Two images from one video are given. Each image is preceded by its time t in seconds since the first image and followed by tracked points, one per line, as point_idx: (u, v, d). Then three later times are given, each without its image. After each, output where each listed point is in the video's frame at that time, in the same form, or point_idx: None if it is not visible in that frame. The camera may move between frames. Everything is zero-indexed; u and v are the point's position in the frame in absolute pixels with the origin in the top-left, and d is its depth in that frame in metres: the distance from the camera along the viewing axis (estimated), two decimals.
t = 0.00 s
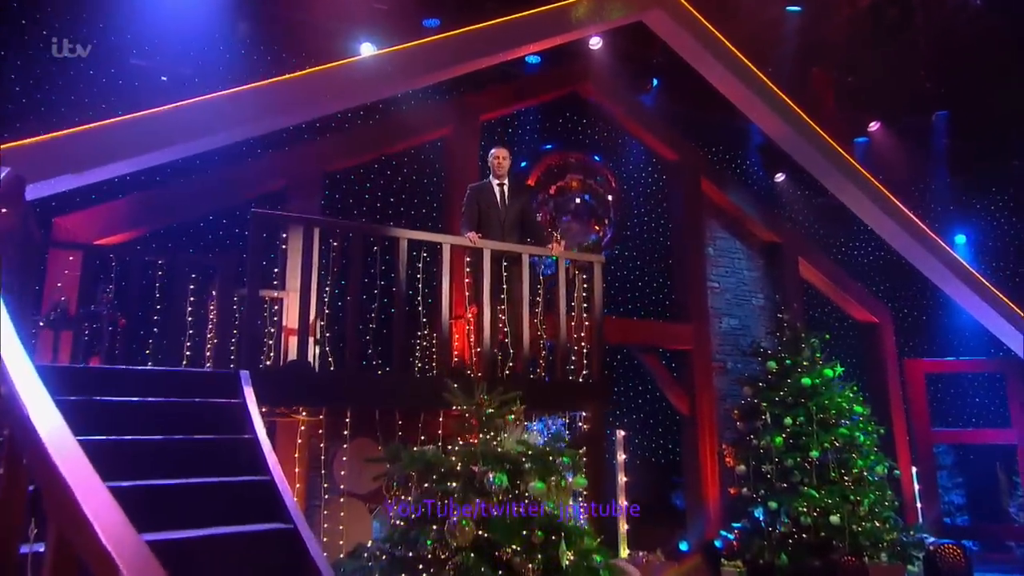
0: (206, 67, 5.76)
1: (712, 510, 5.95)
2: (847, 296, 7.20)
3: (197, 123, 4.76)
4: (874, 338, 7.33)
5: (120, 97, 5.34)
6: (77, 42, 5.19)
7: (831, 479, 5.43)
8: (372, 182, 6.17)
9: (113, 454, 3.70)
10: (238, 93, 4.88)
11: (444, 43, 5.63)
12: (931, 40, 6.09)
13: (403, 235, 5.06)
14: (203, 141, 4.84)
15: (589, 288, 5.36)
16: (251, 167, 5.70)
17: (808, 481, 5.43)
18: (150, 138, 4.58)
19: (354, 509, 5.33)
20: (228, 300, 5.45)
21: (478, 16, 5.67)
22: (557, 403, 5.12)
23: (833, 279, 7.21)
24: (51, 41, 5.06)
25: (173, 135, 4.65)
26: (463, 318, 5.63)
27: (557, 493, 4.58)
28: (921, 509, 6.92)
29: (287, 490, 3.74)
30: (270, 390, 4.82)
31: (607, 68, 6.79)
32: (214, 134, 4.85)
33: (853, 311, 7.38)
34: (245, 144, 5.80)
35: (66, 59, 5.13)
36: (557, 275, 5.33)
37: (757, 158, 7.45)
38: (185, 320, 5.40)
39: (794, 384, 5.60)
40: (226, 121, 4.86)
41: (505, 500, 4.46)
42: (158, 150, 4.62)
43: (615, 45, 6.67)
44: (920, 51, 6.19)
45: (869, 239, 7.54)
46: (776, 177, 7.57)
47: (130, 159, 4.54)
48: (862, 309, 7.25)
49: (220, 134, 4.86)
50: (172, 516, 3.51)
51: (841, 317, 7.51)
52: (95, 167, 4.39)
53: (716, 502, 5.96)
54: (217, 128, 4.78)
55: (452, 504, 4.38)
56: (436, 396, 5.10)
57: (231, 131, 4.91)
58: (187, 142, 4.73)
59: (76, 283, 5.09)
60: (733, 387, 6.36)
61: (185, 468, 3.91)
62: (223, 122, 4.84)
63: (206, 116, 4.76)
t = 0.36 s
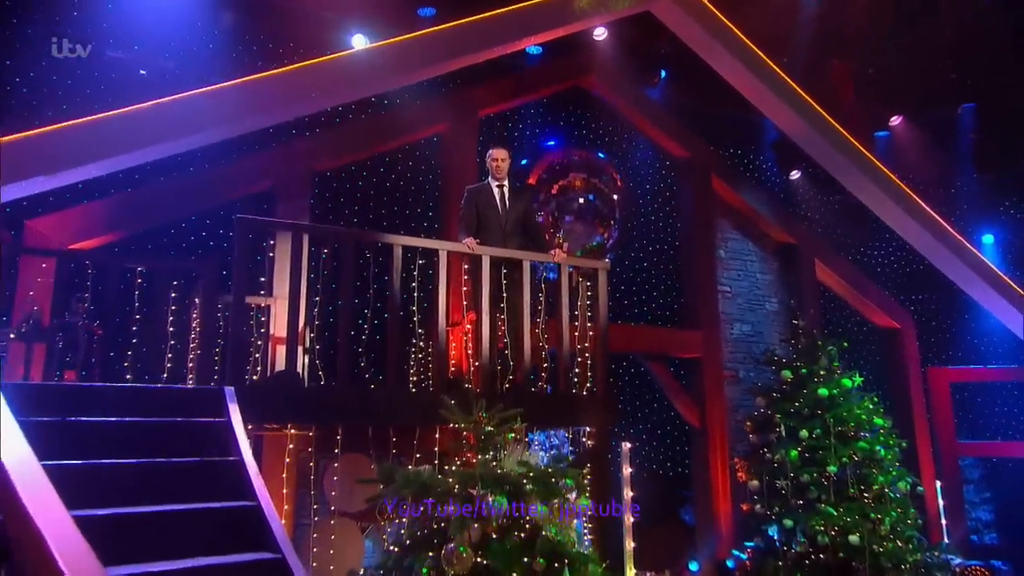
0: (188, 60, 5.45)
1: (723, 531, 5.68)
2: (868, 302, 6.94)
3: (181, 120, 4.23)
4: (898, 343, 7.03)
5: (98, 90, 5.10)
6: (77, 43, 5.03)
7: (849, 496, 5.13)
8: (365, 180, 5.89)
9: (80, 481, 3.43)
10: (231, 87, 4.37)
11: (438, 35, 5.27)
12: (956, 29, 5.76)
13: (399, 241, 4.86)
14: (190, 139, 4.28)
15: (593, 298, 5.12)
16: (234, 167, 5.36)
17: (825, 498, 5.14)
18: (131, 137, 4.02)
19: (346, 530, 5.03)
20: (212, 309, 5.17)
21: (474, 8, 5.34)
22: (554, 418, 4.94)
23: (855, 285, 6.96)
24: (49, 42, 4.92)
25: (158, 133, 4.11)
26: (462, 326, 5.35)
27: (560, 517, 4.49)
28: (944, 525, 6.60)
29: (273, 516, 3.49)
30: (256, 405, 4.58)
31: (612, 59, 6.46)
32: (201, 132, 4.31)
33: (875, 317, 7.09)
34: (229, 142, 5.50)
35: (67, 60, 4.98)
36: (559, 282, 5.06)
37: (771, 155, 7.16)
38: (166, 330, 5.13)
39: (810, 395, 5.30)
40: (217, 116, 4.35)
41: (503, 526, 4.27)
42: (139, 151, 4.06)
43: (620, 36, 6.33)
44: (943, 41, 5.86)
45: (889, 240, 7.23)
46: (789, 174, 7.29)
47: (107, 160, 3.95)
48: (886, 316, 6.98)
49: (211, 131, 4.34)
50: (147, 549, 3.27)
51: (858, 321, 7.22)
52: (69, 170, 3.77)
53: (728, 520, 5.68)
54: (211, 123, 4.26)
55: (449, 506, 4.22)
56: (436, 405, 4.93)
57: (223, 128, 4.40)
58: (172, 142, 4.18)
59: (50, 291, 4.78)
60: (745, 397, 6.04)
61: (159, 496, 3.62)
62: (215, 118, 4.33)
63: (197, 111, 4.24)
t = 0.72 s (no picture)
0: (167, 51, 5.12)
1: (737, 552, 5.34)
2: (891, 306, 6.56)
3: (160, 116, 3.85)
4: (922, 350, 6.69)
5: (70, 82, 4.80)
6: (78, 42, 4.83)
7: (871, 514, 4.84)
8: (356, 180, 5.57)
9: (42, 510, 3.10)
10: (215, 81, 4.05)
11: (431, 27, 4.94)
12: (985, 15, 5.43)
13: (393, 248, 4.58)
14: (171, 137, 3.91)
15: (600, 306, 4.84)
16: (217, 165, 5.03)
17: (844, 516, 4.85)
18: (112, 133, 3.59)
19: (336, 550, 4.77)
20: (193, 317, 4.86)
21: None
22: (560, 435, 4.67)
23: (879, 290, 6.61)
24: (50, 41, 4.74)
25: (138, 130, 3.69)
26: (458, 335, 5.06)
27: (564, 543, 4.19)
28: (972, 543, 6.21)
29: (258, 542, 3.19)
30: (239, 420, 4.28)
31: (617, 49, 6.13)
32: (178, 129, 3.94)
33: (898, 324, 6.76)
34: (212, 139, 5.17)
35: (66, 60, 4.79)
36: (563, 289, 4.79)
37: (785, 150, 6.88)
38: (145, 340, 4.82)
39: (828, 407, 5.00)
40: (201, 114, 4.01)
41: (503, 551, 4.02)
42: (116, 149, 3.60)
43: (626, 24, 5.99)
44: (970, 28, 5.54)
45: (912, 240, 6.91)
46: (807, 171, 6.99)
47: (83, 160, 3.44)
48: (909, 322, 6.63)
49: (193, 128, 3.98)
50: None
51: (877, 325, 6.90)
52: (40, 170, 3.15)
53: (742, 540, 5.35)
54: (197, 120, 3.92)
55: (450, 505, 4.02)
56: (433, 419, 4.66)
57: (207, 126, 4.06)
58: (154, 139, 3.80)
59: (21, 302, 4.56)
60: (759, 409, 5.73)
61: (129, 525, 3.31)
62: (199, 115, 3.98)
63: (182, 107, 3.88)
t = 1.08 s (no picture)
0: (144, 42, 4.82)
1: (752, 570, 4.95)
2: (916, 313, 6.25)
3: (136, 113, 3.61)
4: (948, 357, 6.39)
5: (42, 74, 4.51)
6: (79, 42, 4.61)
7: (895, 534, 4.55)
8: (347, 180, 5.28)
9: None
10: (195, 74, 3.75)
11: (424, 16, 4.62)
12: None
13: (385, 254, 4.31)
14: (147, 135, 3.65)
15: (604, 316, 4.60)
16: (200, 163, 4.74)
17: (867, 536, 4.57)
18: (77, 133, 3.37)
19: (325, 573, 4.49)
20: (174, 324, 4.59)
21: None
22: (564, 451, 4.41)
23: (902, 295, 6.24)
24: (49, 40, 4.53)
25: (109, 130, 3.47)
26: (455, 342, 4.78)
27: (569, 570, 3.92)
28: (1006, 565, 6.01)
29: None
30: (220, 438, 4.00)
31: (623, 39, 5.81)
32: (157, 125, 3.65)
33: (923, 330, 6.47)
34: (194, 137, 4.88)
35: (67, 62, 4.58)
36: (564, 297, 4.51)
37: (803, 145, 6.56)
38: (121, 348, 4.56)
39: (848, 420, 4.72)
40: (179, 110, 3.73)
41: None
42: (80, 150, 3.38)
43: (633, 11, 5.67)
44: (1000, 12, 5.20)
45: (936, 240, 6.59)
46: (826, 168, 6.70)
47: (51, 160, 3.32)
48: (935, 328, 6.33)
49: (172, 125, 3.70)
50: None
51: (900, 330, 6.60)
52: None
53: (756, 560, 4.98)
54: (173, 117, 3.63)
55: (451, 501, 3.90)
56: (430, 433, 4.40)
57: (187, 123, 3.77)
58: (128, 137, 3.55)
59: None
60: (775, 422, 5.41)
61: (95, 557, 3.03)
62: (178, 110, 3.70)
63: (157, 103, 3.60)
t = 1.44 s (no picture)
0: (122, 33, 4.55)
1: None
2: (939, 316, 6.02)
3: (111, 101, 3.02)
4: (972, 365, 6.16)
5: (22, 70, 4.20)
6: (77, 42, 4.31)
7: (917, 554, 4.31)
8: (339, 178, 5.02)
9: None
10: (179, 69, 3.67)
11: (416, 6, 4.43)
12: None
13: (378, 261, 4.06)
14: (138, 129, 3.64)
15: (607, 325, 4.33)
16: (180, 160, 4.47)
17: (888, 556, 4.33)
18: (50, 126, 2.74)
19: None
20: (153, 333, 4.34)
21: None
22: (567, 466, 4.16)
23: (924, 298, 5.99)
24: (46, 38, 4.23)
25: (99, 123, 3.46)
26: (451, 351, 4.53)
27: None
28: None
29: None
30: (200, 454, 3.75)
31: (629, 29, 5.54)
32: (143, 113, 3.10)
33: (946, 336, 6.23)
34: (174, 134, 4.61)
35: (66, 62, 4.27)
36: (567, 305, 4.26)
37: (818, 140, 6.36)
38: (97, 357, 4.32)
39: (866, 433, 4.49)
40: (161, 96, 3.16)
41: None
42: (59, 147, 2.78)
43: None
44: None
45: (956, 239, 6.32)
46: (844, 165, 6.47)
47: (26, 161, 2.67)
48: (962, 335, 6.11)
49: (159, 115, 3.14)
50: None
51: (919, 335, 6.35)
52: None
53: None
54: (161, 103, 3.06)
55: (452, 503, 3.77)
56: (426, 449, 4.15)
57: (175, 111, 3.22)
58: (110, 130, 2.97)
59: None
60: (789, 433, 5.29)
61: None
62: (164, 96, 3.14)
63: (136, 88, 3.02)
